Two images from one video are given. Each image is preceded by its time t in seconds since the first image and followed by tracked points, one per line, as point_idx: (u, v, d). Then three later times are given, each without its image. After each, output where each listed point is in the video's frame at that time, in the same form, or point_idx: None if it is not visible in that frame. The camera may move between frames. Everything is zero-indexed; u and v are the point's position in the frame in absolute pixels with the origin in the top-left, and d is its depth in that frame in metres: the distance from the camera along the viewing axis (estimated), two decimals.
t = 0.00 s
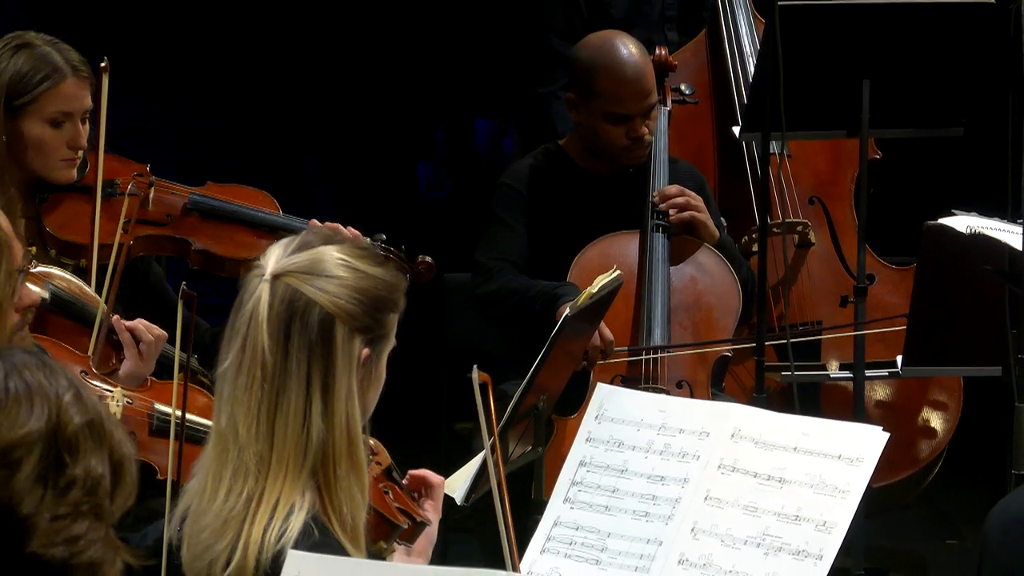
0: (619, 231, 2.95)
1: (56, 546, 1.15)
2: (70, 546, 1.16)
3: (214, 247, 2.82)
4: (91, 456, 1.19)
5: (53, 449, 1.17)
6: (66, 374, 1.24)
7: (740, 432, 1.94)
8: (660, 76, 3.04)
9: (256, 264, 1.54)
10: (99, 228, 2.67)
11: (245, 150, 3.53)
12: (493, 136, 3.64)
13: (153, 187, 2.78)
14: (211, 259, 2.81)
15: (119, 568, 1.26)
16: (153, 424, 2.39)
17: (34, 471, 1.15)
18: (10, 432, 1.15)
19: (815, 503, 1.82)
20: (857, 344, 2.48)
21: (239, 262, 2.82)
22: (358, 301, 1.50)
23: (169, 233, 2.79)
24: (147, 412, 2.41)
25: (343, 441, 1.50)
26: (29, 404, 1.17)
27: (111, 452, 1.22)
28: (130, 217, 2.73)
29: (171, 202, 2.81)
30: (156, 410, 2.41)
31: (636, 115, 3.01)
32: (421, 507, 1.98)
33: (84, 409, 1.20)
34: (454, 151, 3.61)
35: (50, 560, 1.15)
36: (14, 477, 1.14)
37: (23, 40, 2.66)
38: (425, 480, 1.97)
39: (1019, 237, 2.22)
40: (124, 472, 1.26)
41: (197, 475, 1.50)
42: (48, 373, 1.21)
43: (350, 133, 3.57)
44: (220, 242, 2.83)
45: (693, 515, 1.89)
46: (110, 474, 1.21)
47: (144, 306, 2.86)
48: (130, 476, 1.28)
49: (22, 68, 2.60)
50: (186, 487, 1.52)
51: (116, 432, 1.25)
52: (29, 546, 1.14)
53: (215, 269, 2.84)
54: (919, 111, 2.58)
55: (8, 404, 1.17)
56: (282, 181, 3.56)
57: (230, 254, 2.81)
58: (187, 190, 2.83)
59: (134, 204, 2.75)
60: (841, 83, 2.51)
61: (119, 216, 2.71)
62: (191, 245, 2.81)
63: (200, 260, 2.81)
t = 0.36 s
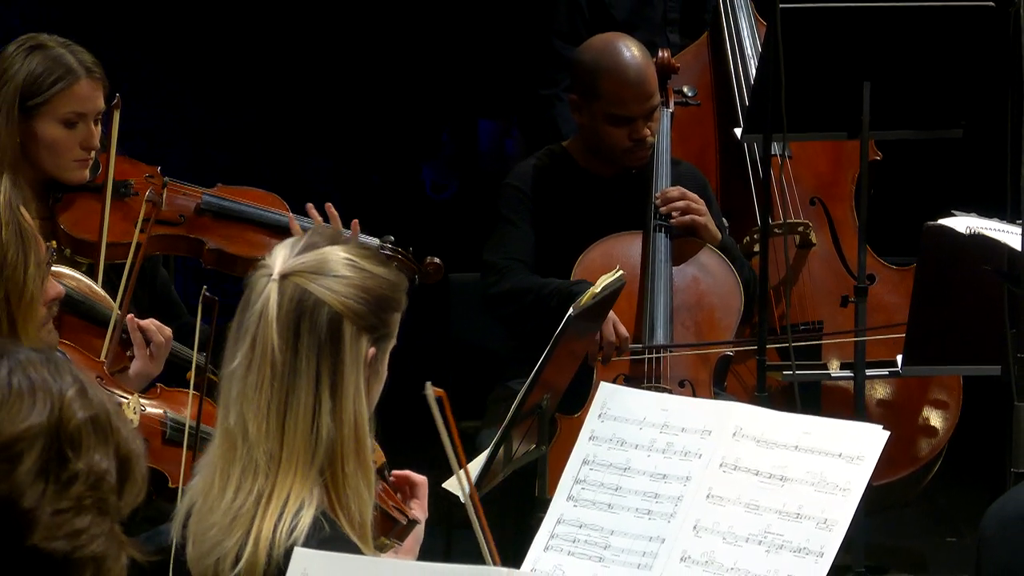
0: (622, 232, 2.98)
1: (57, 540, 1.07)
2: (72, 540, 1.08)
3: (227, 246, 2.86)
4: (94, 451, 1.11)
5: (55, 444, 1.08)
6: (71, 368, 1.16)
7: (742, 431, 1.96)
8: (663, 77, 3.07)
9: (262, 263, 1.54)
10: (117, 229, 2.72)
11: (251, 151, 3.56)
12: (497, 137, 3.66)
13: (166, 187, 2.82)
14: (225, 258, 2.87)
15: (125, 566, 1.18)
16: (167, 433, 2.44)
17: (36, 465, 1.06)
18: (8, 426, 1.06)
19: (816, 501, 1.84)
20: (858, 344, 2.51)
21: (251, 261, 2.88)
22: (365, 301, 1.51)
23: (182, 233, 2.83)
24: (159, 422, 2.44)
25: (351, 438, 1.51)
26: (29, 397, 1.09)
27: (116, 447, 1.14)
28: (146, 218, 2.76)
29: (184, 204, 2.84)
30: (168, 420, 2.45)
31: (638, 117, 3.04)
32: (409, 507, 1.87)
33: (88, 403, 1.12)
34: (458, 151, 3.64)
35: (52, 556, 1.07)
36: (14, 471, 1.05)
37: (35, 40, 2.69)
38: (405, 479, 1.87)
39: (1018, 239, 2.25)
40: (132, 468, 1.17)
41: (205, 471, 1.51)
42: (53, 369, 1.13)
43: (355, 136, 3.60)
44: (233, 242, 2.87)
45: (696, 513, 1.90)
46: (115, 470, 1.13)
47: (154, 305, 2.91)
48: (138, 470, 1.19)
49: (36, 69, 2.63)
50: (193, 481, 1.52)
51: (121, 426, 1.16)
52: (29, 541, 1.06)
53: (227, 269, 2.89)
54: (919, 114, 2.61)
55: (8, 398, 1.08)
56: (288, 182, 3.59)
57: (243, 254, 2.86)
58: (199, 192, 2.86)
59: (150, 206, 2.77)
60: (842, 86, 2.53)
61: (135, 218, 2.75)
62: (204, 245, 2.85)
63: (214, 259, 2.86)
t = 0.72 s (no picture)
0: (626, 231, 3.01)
1: (70, 533, 1.00)
2: (84, 534, 1.00)
3: (228, 245, 2.89)
4: (102, 445, 1.04)
5: (65, 440, 1.02)
6: (79, 369, 1.10)
7: (744, 429, 1.97)
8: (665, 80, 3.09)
9: (277, 261, 1.55)
10: (121, 227, 2.76)
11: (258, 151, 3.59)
12: (502, 138, 3.73)
13: (170, 187, 2.88)
14: (228, 257, 2.89)
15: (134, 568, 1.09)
16: (163, 410, 2.41)
17: (47, 460, 1.00)
18: (16, 423, 1.00)
19: (817, 499, 1.85)
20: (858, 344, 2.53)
21: (254, 260, 2.91)
22: (382, 299, 1.52)
23: (185, 232, 2.88)
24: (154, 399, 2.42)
25: (365, 433, 1.53)
26: (37, 392, 1.02)
27: (124, 443, 1.07)
28: (148, 217, 2.81)
29: (188, 203, 2.90)
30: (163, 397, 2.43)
31: (639, 119, 3.07)
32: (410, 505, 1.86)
33: (96, 399, 1.05)
34: (464, 152, 3.70)
35: (64, 550, 1.00)
36: (27, 464, 0.99)
37: (40, 42, 2.70)
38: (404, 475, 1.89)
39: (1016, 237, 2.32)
40: (139, 467, 1.10)
41: (219, 469, 1.52)
42: (61, 367, 1.07)
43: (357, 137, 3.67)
44: (234, 241, 2.91)
45: (697, 511, 1.92)
46: (123, 466, 1.06)
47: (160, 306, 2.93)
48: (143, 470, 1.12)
49: (41, 70, 2.64)
50: (207, 476, 1.54)
51: (128, 424, 1.09)
52: (40, 535, 0.99)
53: (230, 268, 2.91)
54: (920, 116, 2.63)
55: (15, 395, 1.02)
56: (293, 182, 3.62)
57: (246, 253, 2.90)
58: (202, 192, 2.93)
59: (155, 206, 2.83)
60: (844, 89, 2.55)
61: (139, 218, 2.80)
62: (206, 244, 2.89)
63: (217, 258, 2.88)
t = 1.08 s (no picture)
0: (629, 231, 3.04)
1: (76, 526, 1.02)
2: (89, 527, 1.03)
3: (242, 231, 2.94)
4: (106, 439, 1.06)
5: (70, 434, 1.03)
6: (82, 366, 1.11)
7: (745, 427, 1.98)
8: (668, 81, 3.12)
9: (290, 262, 1.57)
10: (133, 219, 2.82)
11: (265, 152, 3.62)
12: (506, 140, 3.77)
13: (178, 179, 2.93)
14: (242, 242, 2.95)
15: (139, 558, 1.12)
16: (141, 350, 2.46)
17: (50, 456, 1.02)
18: (19, 418, 1.01)
19: (818, 497, 1.86)
20: (859, 343, 2.56)
21: (266, 243, 2.96)
22: (394, 299, 1.54)
23: (197, 222, 2.92)
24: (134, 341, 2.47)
25: (377, 430, 1.55)
26: (41, 388, 1.04)
27: (127, 438, 1.09)
28: (157, 209, 2.87)
29: (197, 193, 2.95)
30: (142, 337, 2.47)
31: (636, 120, 3.09)
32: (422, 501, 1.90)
33: (98, 396, 1.07)
34: (468, 153, 3.75)
35: (69, 543, 1.02)
36: (32, 458, 1.01)
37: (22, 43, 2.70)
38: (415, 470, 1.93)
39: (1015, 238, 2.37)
40: (141, 461, 1.12)
41: (234, 467, 1.55)
42: (65, 365, 1.08)
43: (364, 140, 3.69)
44: (247, 227, 2.96)
45: (699, 509, 1.94)
46: (126, 461, 1.08)
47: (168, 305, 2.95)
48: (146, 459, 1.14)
49: (28, 67, 2.64)
50: (222, 473, 1.57)
51: (130, 420, 1.11)
52: (45, 528, 1.01)
53: (244, 253, 2.96)
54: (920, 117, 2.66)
55: (19, 392, 1.03)
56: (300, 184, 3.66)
57: (259, 236, 2.95)
58: (209, 180, 2.97)
59: (164, 199, 2.89)
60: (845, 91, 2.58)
61: (149, 210, 2.87)
62: (219, 232, 2.94)
63: (231, 243, 2.94)
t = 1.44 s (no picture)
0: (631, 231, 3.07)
1: (84, 524, 0.99)
2: (98, 524, 1.00)
3: (247, 227, 2.98)
4: (112, 436, 1.03)
5: (77, 431, 1.01)
6: (88, 364, 1.09)
7: (747, 426, 2.01)
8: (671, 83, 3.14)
9: (294, 263, 1.57)
10: (142, 216, 2.83)
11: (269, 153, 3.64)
12: (509, 141, 3.82)
13: (183, 177, 2.96)
14: (246, 239, 2.98)
15: (145, 555, 1.10)
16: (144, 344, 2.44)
17: (58, 454, 0.99)
18: (27, 416, 0.98)
19: (819, 495, 1.88)
20: (860, 342, 2.59)
21: (269, 240, 3.00)
22: (396, 300, 1.55)
23: (203, 219, 2.95)
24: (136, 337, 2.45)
25: (381, 429, 1.55)
26: (48, 387, 1.01)
27: (134, 434, 1.07)
28: (165, 206, 2.89)
29: (201, 190, 2.98)
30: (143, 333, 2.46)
31: (636, 120, 3.12)
32: (433, 491, 1.94)
33: (105, 393, 1.05)
34: (471, 154, 3.78)
35: (77, 541, 0.99)
36: (40, 457, 0.98)
37: (38, 47, 2.74)
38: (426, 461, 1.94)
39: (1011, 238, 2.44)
40: (148, 457, 1.10)
41: (240, 466, 1.55)
42: (72, 364, 1.05)
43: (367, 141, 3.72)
44: (251, 223, 3.00)
45: (701, 507, 1.95)
46: (133, 457, 1.06)
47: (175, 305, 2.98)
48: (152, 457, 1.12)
49: (39, 72, 2.68)
50: (229, 472, 1.58)
51: (135, 417, 1.09)
52: (53, 525, 0.98)
53: (247, 250, 3.01)
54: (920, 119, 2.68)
55: (26, 390, 1.00)
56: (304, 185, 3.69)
57: (261, 234, 2.99)
58: (212, 178, 3.00)
59: (169, 196, 2.92)
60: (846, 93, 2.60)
61: (156, 208, 2.88)
62: (225, 230, 2.97)
63: (236, 241, 2.98)
